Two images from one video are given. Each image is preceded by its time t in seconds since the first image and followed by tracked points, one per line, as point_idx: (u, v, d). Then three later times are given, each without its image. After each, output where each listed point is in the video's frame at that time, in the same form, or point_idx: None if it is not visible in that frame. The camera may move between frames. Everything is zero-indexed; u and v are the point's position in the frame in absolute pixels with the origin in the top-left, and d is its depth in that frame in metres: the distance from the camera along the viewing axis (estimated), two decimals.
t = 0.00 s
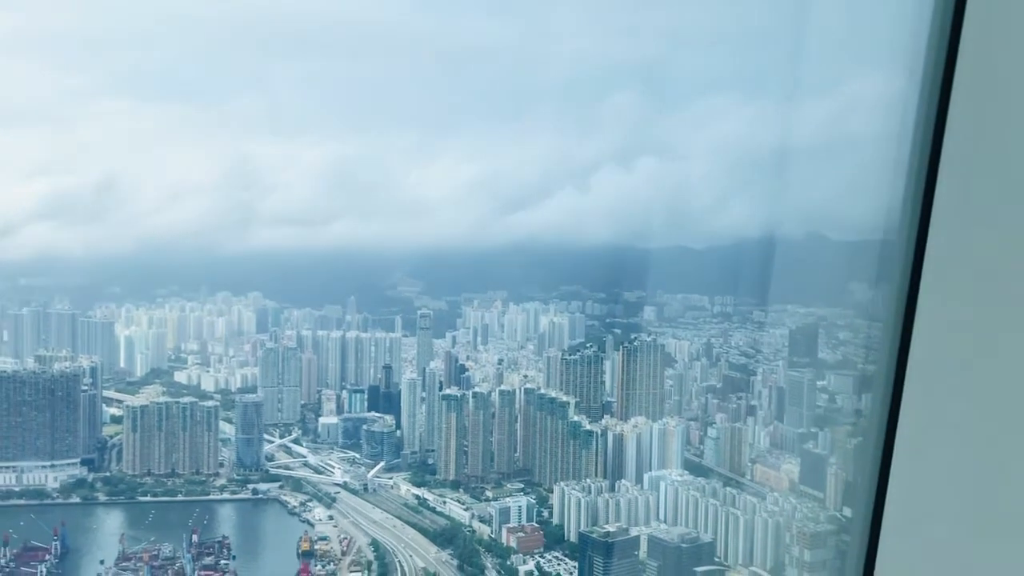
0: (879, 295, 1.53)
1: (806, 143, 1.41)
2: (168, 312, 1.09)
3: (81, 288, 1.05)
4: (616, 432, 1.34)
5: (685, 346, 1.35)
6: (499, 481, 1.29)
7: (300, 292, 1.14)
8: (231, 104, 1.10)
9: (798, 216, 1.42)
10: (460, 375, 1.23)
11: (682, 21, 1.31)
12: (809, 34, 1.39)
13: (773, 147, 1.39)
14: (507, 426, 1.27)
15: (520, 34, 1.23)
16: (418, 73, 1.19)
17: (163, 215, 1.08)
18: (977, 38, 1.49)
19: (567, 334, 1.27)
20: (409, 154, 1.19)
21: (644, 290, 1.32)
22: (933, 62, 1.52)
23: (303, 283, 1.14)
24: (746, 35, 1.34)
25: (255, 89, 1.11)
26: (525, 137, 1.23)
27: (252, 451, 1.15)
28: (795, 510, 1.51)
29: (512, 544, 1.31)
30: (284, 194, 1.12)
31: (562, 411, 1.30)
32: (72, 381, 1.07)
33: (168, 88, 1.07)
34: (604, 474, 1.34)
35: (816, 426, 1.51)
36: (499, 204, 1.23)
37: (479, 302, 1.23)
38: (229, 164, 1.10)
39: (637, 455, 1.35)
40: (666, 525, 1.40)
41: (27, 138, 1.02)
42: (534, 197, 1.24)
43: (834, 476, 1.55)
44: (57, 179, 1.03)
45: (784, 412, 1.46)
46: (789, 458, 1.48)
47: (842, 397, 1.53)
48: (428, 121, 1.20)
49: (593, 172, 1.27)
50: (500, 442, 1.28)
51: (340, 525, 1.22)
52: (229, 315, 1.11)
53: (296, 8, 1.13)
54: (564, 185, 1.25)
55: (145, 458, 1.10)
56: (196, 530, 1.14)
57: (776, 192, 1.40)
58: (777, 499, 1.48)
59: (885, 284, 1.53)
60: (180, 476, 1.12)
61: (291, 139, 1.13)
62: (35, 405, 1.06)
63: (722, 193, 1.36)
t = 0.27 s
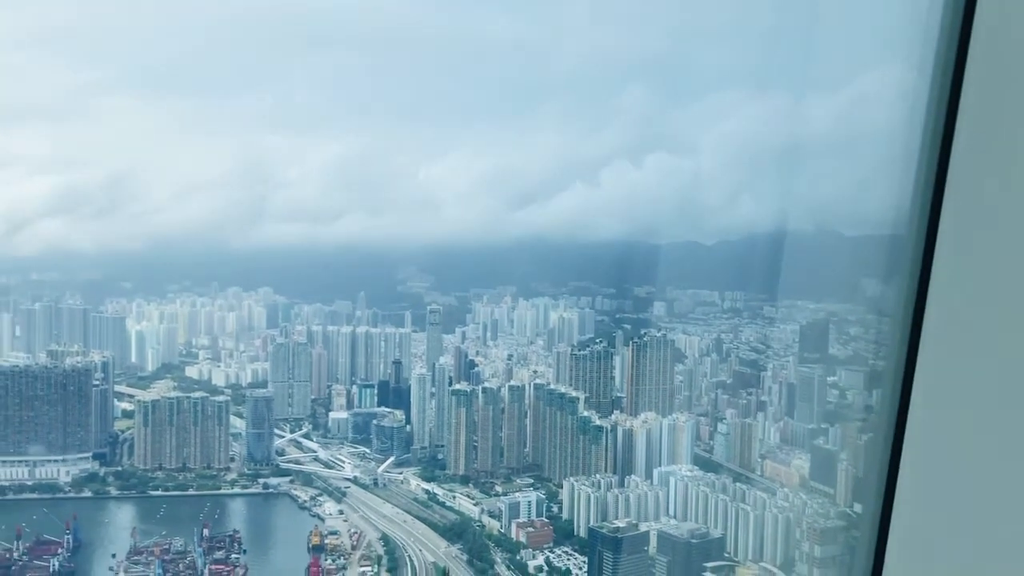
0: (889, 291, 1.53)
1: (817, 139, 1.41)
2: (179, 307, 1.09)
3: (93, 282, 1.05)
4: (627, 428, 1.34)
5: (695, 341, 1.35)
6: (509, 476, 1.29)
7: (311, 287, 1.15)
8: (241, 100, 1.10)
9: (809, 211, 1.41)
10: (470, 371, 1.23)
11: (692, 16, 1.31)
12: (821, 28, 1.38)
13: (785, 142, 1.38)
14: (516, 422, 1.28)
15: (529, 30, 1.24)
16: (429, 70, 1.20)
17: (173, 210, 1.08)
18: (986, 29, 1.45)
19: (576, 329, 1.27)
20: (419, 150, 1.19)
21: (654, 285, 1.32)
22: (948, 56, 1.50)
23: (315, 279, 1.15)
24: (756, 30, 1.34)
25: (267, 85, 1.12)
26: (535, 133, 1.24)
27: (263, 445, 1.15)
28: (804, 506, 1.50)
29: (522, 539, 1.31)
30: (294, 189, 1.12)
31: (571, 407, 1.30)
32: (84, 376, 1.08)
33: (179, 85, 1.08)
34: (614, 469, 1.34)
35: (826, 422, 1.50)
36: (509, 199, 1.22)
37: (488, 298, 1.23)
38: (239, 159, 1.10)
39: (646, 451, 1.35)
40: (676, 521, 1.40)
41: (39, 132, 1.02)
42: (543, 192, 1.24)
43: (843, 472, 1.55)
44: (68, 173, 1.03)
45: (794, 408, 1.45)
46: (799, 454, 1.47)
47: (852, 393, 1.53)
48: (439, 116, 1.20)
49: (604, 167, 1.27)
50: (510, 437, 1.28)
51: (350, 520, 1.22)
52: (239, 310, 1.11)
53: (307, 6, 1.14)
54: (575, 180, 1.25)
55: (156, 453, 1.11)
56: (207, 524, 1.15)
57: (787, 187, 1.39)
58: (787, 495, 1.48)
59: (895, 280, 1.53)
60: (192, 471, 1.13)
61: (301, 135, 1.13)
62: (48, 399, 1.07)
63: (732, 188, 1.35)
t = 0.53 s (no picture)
0: (902, 286, 1.51)
1: (829, 133, 1.40)
2: (190, 302, 1.10)
3: (105, 278, 1.06)
4: (637, 423, 1.33)
5: (706, 336, 1.34)
6: (519, 471, 1.29)
7: (322, 283, 1.15)
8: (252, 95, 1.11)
9: (820, 206, 1.41)
10: (480, 366, 1.23)
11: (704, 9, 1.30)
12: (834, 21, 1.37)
13: (796, 136, 1.37)
14: (526, 417, 1.28)
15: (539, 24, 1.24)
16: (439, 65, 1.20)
17: (185, 206, 1.08)
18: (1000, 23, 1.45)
19: (587, 324, 1.27)
20: (429, 144, 1.19)
21: (665, 281, 1.31)
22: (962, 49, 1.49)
23: (325, 274, 1.14)
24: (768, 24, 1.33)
25: (278, 81, 1.12)
26: (545, 128, 1.24)
27: (274, 440, 1.16)
28: (815, 501, 1.50)
29: (533, 534, 1.31)
30: (305, 184, 1.13)
31: (582, 402, 1.29)
32: (97, 370, 1.08)
33: (190, 80, 1.08)
34: (624, 465, 1.34)
35: (838, 418, 1.50)
36: (519, 193, 1.22)
37: (500, 293, 1.23)
38: (250, 155, 1.10)
39: (657, 446, 1.35)
40: (687, 516, 1.39)
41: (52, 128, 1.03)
42: (554, 187, 1.24)
43: (855, 468, 1.54)
44: (81, 169, 1.04)
45: (805, 403, 1.45)
46: (810, 449, 1.47)
47: (865, 388, 1.52)
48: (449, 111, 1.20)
49: (615, 162, 1.27)
50: (520, 432, 1.28)
51: (361, 514, 1.23)
52: (251, 305, 1.12)
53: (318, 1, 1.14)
54: (584, 177, 1.25)
55: (168, 447, 1.12)
56: (219, 518, 1.15)
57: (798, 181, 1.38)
58: (798, 490, 1.47)
59: (908, 275, 1.52)
60: (203, 465, 1.14)
61: (312, 131, 1.13)
62: (61, 394, 1.07)
63: (744, 183, 1.35)
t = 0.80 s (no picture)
0: (916, 281, 1.50)
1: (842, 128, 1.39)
2: (203, 297, 1.10)
3: (118, 273, 1.06)
4: (648, 419, 1.33)
5: (718, 332, 1.34)
6: (529, 466, 1.29)
7: (334, 278, 1.15)
8: (262, 90, 1.12)
9: (832, 201, 1.40)
10: (490, 361, 1.24)
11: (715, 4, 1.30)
12: (847, 14, 1.36)
13: (809, 131, 1.36)
14: (536, 412, 1.28)
15: (547, 19, 1.25)
16: (452, 62, 1.22)
17: (198, 200, 1.09)
18: (1018, 11, 1.40)
19: (598, 320, 1.26)
20: (439, 139, 1.20)
21: (677, 276, 1.31)
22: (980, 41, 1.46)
23: (336, 270, 1.15)
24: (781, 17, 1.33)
25: (292, 77, 1.14)
26: (555, 123, 1.25)
27: (286, 434, 1.17)
28: (828, 497, 1.49)
29: (543, 529, 1.31)
30: (316, 179, 1.13)
31: (593, 398, 1.29)
32: (110, 365, 1.09)
33: (201, 75, 1.10)
34: (635, 460, 1.34)
35: (850, 413, 1.49)
36: (530, 188, 1.23)
37: (510, 288, 1.23)
38: (262, 150, 1.11)
39: (668, 441, 1.35)
40: (698, 512, 1.39)
41: (67, 123, 1.03)
42: (565, 182, 1.24)
43: (869, 464, 1.53)
44: (96, 164, 1.04)
45: (817, 399, 1.44)
46: (822, 445, 1.46)
47: (877, 384, 1.51)
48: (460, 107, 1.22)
49: (626, 157, 1.27)
50: (530, 428, 1.28)
51: (373, 509, 1.23)
52: (263, 300, 1.12)
53: None
54: (596, 173, 1.25)
55: (181, 441, 1.13)
56: (231, 513, 1.16)
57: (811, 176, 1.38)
58: (811, 486, 1.47)
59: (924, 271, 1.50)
60: (216, 459, 1.15)
61: (322, 124, 1.15)
62: (74, 388, 1.08)
63: (756, 177, 1.34)
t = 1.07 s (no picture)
0: (929, 277, 1.49)
1: (856, 122, 1.38)
2: (216, 292, 1.11)
3: (131, 268, 1.07)
4: (660, 414, 1.33)
5: (730, 328, 1.33)
6: (541, 461, 1.29)
7: (346, 273, 1.16)
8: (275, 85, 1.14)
9: (845, 196, 1.39)
10: (502, 356, 1.24)
11: None
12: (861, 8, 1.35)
13: (822, 125, 1.36)
14: (548, 407, 1.28)
15: (559, 14, 1.26)
16: (464, 57, 1.22)
17: (210, 195, 1.10)
18: None
19: (610, 316, 1.26)
20: (451, 134, 1.21)
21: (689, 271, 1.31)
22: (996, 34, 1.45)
23: (348, 266, 1.16)
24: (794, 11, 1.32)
25: (305, 73, 1.15)
26: (566, 118, 1.25)
27: (299, 429, 1.17)
28: (840, 493, 1.49)
29: (554, 523, 1.31)
30: (328, 174, 1.14)
31: (604, 393, 1.29)
32: (124, 359, 1.09)
33: (216, 71, 1.11)
34: (647, 455, 1.34)
35: (863, 409, 1.48)
36: (542, 182, 1.23)
37: (522, 284, 1.23)
38: (275, 145, 1.12)
39: (680, 437, 1.34)
40: (709, 507, 1.39)
41: (81, 120, 1.05)
42: (576, 177, 1.24)
43: (881, 459, 1.52)
44: (110, 159, 1.06)
45: (830, 395, 1.44)
46: (834, 441, 1.46)
47: (891, 380, 1.50)
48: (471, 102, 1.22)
49: (637, 151, 1.27)
50: (542, 423, 1.28)
51: (385, 503, 1.23)
52: (275, 294, 1.13)
53: None
54: (609, 167, 1.26)
55: (194, 435, 1.13)
56: (244, 507, 1.16)
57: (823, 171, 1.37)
58: (823, 482, 1.46)
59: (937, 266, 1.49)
60: (229, 454, 1.15)
61: (334, 120, 1.16)
62: (88, 382, 1.09)
63: (768, 172, 1.34)
